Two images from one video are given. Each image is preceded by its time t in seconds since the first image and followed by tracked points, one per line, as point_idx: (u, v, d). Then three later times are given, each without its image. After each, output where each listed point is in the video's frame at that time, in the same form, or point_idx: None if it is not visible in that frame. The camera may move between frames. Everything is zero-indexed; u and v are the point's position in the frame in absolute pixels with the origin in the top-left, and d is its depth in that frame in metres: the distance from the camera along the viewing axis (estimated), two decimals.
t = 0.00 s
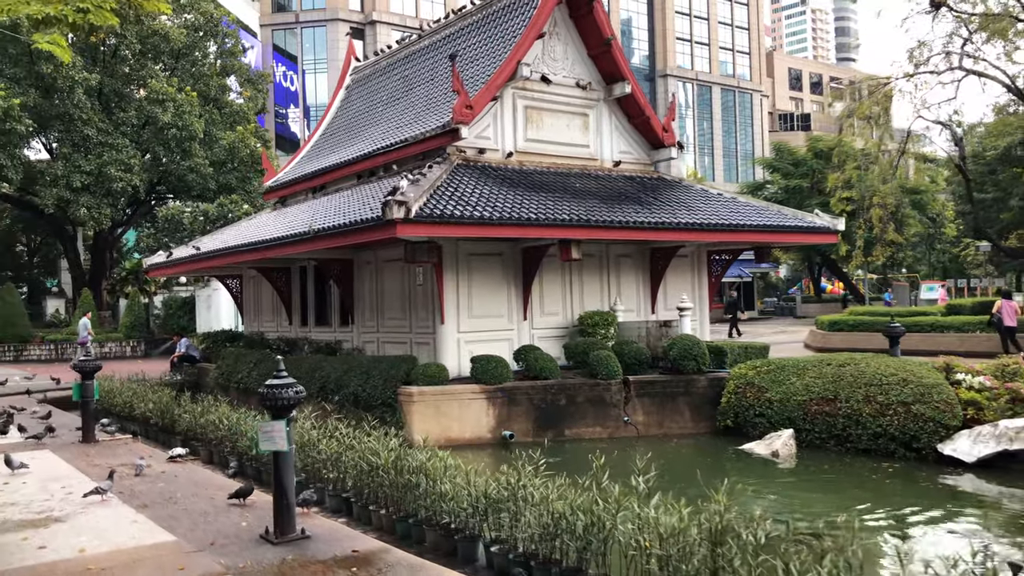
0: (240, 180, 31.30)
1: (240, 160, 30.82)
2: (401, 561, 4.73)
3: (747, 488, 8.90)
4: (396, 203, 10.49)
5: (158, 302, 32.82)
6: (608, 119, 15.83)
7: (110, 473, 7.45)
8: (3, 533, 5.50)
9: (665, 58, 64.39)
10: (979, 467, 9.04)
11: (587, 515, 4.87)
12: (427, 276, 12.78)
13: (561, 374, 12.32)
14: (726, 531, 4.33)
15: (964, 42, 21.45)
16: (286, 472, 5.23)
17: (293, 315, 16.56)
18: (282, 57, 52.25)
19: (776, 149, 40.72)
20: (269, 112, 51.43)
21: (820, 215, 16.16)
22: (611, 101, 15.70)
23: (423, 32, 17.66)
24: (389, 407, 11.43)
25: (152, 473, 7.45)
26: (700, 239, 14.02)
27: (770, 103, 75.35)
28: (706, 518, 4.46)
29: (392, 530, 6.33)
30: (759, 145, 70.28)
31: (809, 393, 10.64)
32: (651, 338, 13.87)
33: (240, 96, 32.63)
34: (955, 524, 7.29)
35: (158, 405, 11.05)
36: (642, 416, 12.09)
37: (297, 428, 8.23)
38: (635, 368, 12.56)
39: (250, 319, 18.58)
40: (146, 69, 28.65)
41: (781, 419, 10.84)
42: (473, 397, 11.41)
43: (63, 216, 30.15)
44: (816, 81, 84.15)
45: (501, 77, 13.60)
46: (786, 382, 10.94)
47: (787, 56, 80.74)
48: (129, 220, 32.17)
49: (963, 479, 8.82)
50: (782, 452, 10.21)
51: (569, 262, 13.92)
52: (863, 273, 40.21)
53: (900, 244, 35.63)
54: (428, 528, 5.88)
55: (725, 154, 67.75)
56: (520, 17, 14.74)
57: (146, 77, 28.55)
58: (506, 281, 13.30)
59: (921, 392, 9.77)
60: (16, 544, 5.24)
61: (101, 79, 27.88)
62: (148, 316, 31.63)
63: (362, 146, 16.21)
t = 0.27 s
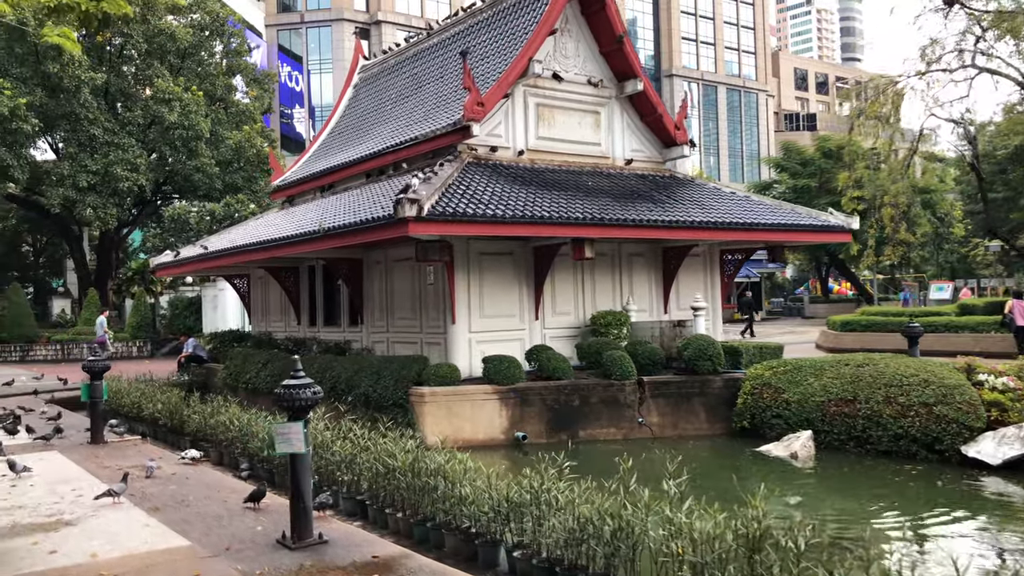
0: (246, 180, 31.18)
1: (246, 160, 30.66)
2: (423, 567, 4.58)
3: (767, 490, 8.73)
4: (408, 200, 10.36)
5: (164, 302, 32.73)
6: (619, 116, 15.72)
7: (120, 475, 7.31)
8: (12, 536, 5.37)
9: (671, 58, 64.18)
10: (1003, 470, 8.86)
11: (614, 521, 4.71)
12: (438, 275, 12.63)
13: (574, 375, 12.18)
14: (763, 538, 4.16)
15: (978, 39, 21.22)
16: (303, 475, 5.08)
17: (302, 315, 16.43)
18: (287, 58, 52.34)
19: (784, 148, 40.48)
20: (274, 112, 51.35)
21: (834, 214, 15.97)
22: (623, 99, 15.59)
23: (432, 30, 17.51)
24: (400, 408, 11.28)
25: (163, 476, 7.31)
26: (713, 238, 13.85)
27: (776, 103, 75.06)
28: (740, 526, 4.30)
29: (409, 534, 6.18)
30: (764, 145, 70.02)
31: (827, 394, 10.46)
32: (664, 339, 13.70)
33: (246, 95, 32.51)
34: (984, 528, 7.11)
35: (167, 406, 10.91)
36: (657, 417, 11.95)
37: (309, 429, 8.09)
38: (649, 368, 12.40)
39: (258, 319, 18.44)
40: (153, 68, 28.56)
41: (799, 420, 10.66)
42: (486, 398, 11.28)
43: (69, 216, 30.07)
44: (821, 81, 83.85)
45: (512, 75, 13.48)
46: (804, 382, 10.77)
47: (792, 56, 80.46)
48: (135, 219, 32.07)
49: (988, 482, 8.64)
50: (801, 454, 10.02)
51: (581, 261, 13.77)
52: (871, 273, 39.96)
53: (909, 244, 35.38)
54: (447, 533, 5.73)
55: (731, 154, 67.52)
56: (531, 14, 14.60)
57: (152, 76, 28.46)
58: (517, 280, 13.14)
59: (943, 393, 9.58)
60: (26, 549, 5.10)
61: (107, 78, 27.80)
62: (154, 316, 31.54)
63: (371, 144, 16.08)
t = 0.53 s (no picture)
0: (251, 180, 30.88)
1: (252, 160, 30.42)
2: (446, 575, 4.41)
3: (788, 494, 8.52)
4: (421, 198, 10.19)
5: (169, 302, 32.58)
6: (631, 114, 15.55)
7: (129, 478, 7.14)
8: (22, 542, 5.19)
9: (675, 58, 63.93)
10: None
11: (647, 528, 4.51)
12: (448, 274, 12.46)
13: (587, 376, 12.03)
14: (807, 548, 3.97)
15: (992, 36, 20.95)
16: (321, 479, 4.91)
17: (309, 315, 16.26)
18: (291, 58, 52.12)
19: (792, 148, 40.18)
20: (278, 113, 51.18)
21: (847, 212, 15.76)
22: (635, 96, 15.44)
23: (440, 27, 17.33)
24: (411, 409, 11.12)
25: (173, 479, 7.13)
26: (727, 237, 13.67)
27: (780, 103, 74.77)
28: (783, 536, 4.11)
29: (427, 540, 6.00)
30: (769, 145, 69.71)
31: (847, 395, 10.25)
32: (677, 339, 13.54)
33: (251, 95, 32.26)
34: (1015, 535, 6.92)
35: (174, 407, 10.74)
36: (672, 419, 11.83)
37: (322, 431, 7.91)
38: (663, 369, 12.23)
39: (265, 319, 18.27)
40: (157, 68, 28.41)
41: (818, 422, 10.45)
42: (499, 399, 11.13)
43: (73, 216, 29.91)
44: (826, 81, 83.46)
45: (523, 72, 13.33)
46: (823, 384, 10.57)
47: (797, 56, 80.16)
48: (140, 220, 31.90)
49: (1015, 486, 8.45)
50: (821, 457, 9.81)
51: (594, 260, 13.59)
52: (879, 273, 39.67)
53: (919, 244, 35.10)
54: (467, 539, 5.55)
55: (735, 154, 67.25)
56: (542, 10, 14.42)
57: (157, 76, 28.32)
58: (529, 280, 12.96)
59: (967, 395, 9.38)
60: (35, 555, 4.92)
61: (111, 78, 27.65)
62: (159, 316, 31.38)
63: (380, 142, 15.89)
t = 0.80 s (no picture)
0: (266, 179, 30.75)
1: (267, 159, 30.35)
2: None
3: (818, 497, 8.33)
4: (440, 196, 10.05)
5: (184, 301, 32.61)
6: (651, 110, 15.36)
7: (149, 479, 7.03)
8: (43, 545, 5.09)
9: (688, 56, 63.53)
10: None
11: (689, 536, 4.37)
12: (467, 273, 12.31)
13: (610, 376, 11.91)
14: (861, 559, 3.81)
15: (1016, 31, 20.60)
16: (349, 484, 4.78)
17: (326, 315, 16.16)
18: (304, 58, 52.18)
19: (808, 146, 39.77)
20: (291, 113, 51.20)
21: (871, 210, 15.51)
22: (655, 92, 15.24)
23: (457, 24, 17.17)
24: (430, 409, 10.98)
25: (194, 480, 7.02)
26: (750, 236, 13.46)
27: (794, 101, 74.18)
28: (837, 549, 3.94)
29: (455, 546, 5.87)
30: (784, 143, 69.17)
31: (878, 398, 10.09)
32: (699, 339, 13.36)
33: (265, 95, 32.22)
34: None
35: (193, 407, 10.65)
36: (696, 421, 11.74)
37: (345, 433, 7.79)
38: (687, 370, 12.13)
39: (281, 319, 18.19)
40: (171, 67, 28.41)
41: (846, 424, 10.28)
42: (519, 400, 11.02)
43: (89, 216, 29.96)
44: (841, 78, 82.73)
45: (543, 68, 13.17)
46: (851, 386, 10.45)
47: (810, 53, 79.51)
48: (155, 219, 31.93)
49: None
50: (850, 460, 9.61)
51: (614, 259, 13.42)
52: (897, 272, 39.18)
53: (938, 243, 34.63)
54: (497, 545, 5.41)
55: (749, 152, 66.77)
56: (561, 6, 14.26)
57: (171, 76, 28.33)
58: (548, 279, 12.80)
59: (1001, 397, 9.15)
60: (57, 559, 4.81)
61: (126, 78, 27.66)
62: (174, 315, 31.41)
63: (397, 141, 15.76)
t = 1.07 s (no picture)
0: (327, 181, 30.90)
1: (327, 160, 30.69)
2: None
3: (905, 506, 7.91)
4: (505, 192, 9.91)
5: (247, 301, 33.27)
6: (717, 104, 14.97)
7: (221, 476, 7.05)
8: (122, 541, 5.10)
9: (747, 52, 62.17)
10: None
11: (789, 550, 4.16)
12: (530, 271, 12.16)
13: (679, 378, 11.73)
14: None
15: None
16: (425, 484, 4.66)
17: (388, 313, 16.22)
18: (361, 61, 52.83)
19: (875, 141, 38.45)
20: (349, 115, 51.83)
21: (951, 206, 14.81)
22: (721, 86, 14.85)
23: (518, 21, 17.03)
24: (495, 409, 10.88)
25: (264, 478, 7.02)
26: (822, 233, 12.98)
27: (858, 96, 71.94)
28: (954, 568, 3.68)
29: (531, 550, 5.73)
30: (847, 139, 67.14)
31: (964, 401, 9.57)
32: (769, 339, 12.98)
33: (325, 97, 32.60)
34: None
35: (260, 404, 10.74)
36: (769, 423, 11.61)
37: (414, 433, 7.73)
38: (760, 371, 11.93)
39: (343, 317, 18.35)
40: (235, 71, 28.97)
41: (930, 429, 9.80)
42: (585, 400, 10.85)
43: (156, 217, 30.78)
44: (907, 71, 79.93)
45: (607, 62, 12.94)
46: (935, 389, 9.92)
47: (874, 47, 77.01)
48: (219, 220, 32.64)
49: None
50: (937, 468, 9.14)
51: (681, 257, 13.11)
52: (970, 272, 37.56)
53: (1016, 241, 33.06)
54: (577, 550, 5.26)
55: (810, 149, 65.00)
56: None
57: (235, 79, 28.89)
58: (613, 277, 12.56)
59: None
60: (136, 556, 4.81)
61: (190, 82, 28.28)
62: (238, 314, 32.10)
63: (458, 139, 15.69)
